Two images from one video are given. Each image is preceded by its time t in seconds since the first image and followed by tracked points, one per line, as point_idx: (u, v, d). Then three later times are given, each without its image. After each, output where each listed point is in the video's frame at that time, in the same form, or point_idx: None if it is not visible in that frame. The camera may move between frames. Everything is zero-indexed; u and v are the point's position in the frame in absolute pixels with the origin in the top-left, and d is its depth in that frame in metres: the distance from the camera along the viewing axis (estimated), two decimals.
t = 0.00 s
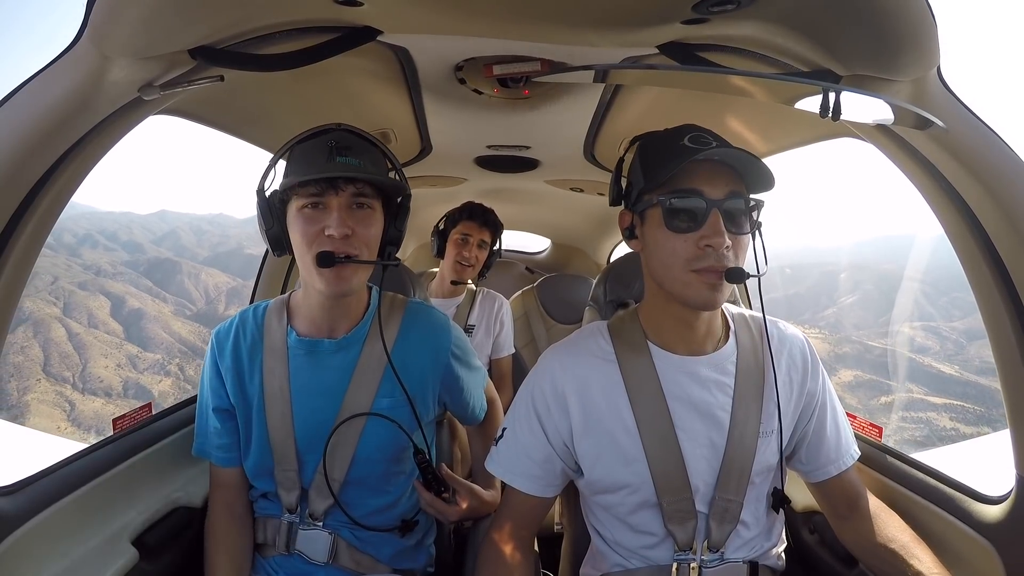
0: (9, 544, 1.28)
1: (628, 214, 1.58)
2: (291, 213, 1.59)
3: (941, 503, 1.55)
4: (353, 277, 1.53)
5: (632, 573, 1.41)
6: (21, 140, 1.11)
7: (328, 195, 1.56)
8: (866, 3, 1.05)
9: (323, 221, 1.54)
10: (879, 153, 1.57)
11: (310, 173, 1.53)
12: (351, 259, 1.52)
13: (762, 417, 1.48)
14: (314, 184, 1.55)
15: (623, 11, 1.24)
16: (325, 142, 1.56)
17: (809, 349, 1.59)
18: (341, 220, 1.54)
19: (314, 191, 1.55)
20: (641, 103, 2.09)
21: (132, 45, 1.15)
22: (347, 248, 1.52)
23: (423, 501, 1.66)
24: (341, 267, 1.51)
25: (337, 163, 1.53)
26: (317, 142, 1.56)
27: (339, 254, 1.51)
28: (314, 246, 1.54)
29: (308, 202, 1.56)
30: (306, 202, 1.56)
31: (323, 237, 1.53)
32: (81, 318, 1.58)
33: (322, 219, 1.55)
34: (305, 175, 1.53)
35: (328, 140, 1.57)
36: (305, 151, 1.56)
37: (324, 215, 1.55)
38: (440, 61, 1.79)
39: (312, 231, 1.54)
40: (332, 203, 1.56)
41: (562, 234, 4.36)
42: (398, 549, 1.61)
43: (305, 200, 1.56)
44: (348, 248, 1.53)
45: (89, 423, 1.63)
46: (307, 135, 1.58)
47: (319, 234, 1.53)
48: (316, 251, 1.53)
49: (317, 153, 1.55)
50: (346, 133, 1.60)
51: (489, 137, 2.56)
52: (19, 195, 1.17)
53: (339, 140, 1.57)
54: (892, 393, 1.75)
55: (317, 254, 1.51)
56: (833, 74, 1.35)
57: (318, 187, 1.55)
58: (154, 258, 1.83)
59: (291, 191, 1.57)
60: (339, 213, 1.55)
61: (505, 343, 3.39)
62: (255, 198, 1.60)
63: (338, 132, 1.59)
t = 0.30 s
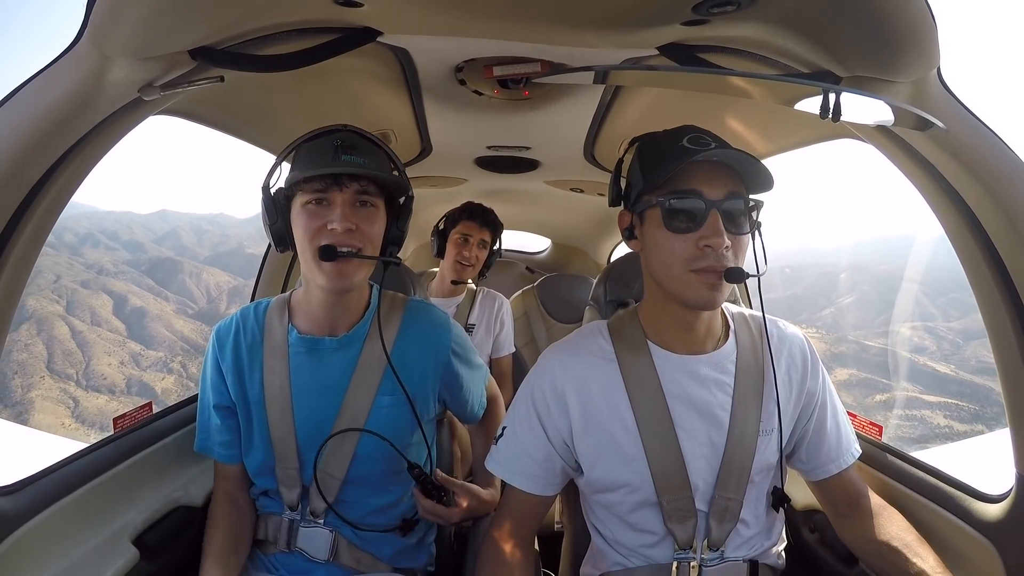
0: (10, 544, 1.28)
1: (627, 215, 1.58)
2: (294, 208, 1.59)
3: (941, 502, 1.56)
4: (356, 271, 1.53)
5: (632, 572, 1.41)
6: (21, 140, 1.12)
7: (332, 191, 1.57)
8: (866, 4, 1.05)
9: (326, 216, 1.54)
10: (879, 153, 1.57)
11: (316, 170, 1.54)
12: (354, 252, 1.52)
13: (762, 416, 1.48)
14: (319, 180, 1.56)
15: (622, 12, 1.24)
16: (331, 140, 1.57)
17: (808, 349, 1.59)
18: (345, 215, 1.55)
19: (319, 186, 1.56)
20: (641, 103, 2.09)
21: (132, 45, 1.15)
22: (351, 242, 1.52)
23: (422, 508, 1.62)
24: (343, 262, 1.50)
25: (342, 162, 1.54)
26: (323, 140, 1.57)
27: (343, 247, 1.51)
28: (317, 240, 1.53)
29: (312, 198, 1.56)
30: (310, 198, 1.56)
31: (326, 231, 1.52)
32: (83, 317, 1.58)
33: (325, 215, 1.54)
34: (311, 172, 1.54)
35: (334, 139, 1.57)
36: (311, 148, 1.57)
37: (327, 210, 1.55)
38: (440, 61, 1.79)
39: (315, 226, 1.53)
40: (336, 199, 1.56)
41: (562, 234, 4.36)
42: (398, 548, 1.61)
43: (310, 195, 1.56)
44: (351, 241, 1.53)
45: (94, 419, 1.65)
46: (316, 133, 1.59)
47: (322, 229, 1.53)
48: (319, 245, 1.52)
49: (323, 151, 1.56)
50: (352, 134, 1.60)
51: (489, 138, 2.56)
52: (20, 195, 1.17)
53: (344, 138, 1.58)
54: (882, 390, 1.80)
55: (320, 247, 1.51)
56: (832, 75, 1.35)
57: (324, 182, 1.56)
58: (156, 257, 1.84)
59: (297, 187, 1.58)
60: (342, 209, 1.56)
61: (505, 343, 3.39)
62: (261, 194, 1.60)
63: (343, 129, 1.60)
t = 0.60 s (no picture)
0: (9, 545, 1.27)
1: (626, 214, 1.58)
2: (297, 215, 1.59)
3: (941, 502, 1.56)
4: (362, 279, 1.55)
5: (632, 573, 1.41)
6: (21, 140, 1.12)
7: (339, 200, 1.57)
8: (866, 4, 1.05)
9: (334, 224, 1.55)
10: (880, 153, 1.57)
11: (321, 177, 1.53)
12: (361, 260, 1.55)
13: (762, 416, 1.47)
14: (324, 189, 1.55)
15: (622, 12, 1.24)
16: (333, 145, 1.56)
17: (808, 348, 1.59)
18: (352, 224, 1.56)
19: (324, 195, 1.56)
20: (642, 102, 2.09)
21: (132, 45, 1.15)
22: (358, 250, 1.55)
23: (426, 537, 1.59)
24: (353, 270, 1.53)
25: (347, 169, 1.54)
26: (325, 144, 1.57)
27: (350, 256, 1.53)
28: (323, 248, 1.54)
29: (317, 206, 1.56)
30: (315, 206, 1.56)
31: (333, 240, 1.54)
32: (86, 316, 1.59)
33: (332, 223, 1.55)
34: (315, 178, 1.53)
35: (335, 144, 1.57)
36: (313, 154, 1.56)
37: (333, 218, 1.56)
38: (440, 61, 1.79)
39: (321, 234, 1.54)
40: (342, 207, 1.57)
41: (563, 233, 4.36)
42: (397, 549, 1.61)
43: (314, 204, 1.56)
44: (358, 250, 1.55)
45: (98, 416, 1.66)
46: (309, 136, 1.59)
47: (328, 237, 1.54)
48: (326, 254, 1.54)
49: (326, 157, 1.55)
50: (346, 134, 1.61)
51: (489, 137, 2.56)
52: (19, 196, 1.17)
53: (345, 143, 1.58)
54: (877, 388, 1.82)
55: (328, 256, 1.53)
56: (833, 75, 1.35)
57: (329, 191, 1.55)
58: (158, 256, 1.84)
59: (298, 194, 1.57)
60: (349, 217, 1.57)
61: (505, 342, 3.39)
62: (252, 195, 1.57)
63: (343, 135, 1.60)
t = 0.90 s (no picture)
0: (9, 544, 1.27)
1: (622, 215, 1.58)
2: (307, 212, 1.58)
3: (941, 503, 1.55)
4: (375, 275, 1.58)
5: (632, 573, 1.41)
6: (21, 140, 1.11)
7: (352, 195, 1.58)
8: (866, 4, 1.05)
9: (347, 220, 1.56)
10: (880, 153, 1.57)
11: (336, 173, 1.55)
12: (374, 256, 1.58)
13: (762, 416, 1.47)
14: (337, 185, 1.56)
15: (622, 11, 1.24)
16: (344, 142, 1.58)
17: (808, 348, 1.59)
18: (366, 220, 1.58)
19: (338, 191, 1.57)
20: (642, 102, 2.09)
21: (132, 44, 1.15)
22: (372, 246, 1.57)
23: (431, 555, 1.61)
24: (369, 264, 1.55)
25: (360, 165, 1.57)
26: (335, 141, 1.58)
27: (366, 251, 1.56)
28: (337, 244, 1.55)
29: (330, 202, 1.57)
30: (327, 202, 1.57)
31: (348, 236, 1.55)
32: (88, 317, 1.59)
33: (345, 219, 1.56)
34: (328, 175, 1.54)
35: (344, 141, 1.58)
36: (324, 150, 1.57)
37: (346, 215, 1.57)
38: (440, 61, 1.79)
39: (336, 230, 1.55)
40: (354, 203, 1.58)
41: (563, 233, 4.36)
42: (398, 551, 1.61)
43: (327, 200, 1.56)
44: (370, 246, 1.59)
45: (101, 416, 1.67)
46: (318, 133, 1.58)
47: (343, 233, 1.55)
48: (340, 250, 1.55)
49: (339, 153, 1.57)
50: (352, 133, 1.62)
51: (489, 137, 2.56)
52: (19, 196, 1.16)
53: (355, 141, 1.60)
54: (873, 385, 1.83)
55: (344, 252, 1.54)
56: (833, 74, 1.35)
57: (342, 187, 1.57)
58: (158, 257, 1.84)
59: (310, 190, 1.57)
60: (362, 213, 1.58)
61: (505, 343, 3.39)
62: (259, 192, 1.55)
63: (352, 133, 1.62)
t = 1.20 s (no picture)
0: (8, 544, 1.27)
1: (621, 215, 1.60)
2: (306, 212, 1.59)
3: (941, 503, 1.55)
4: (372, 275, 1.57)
5: (632, 572, 1.41)
6: (21, 139, 1.11)
7: (351, 196, 1.59)
8: (865, 5, 1.05)
9: (346, 221, 1.56)
10: (879, 153, 1.57)
11: (335, 173, 1.55)
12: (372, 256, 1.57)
13: (763, 416, 1.47)
14: (336, 185, 1.57)
15: (621, 11, 1.24)
16: (344, 143, 1.58)
17: (808, 348, 1.59)
18: (365, 221, 1.58)
19: (337, 191, 1.57)
20: (642, 103, 2.09)
21: (132, 44, 1.15)
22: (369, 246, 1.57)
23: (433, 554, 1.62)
24: (366, 264, 1.55)
25: (359, 166, 1.57)
26: (334, 142, 1.57)
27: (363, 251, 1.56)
28: (335, 244, 1.55)
29: (329, 203, 1.57)
30: (326, 202, 1.57)
31: (346, 236, 1.55)
32: (91, 317, 1.60)
33: (344, 220, 1.57)
34: (327, 175, 1.55)
35: (344, 142, 1.58)
36: (323, 150, 1.57)
37: (345, 215, 1.57)
38: (440, 61, 1.79)
39: (334, 230, 1.55)
40: (353, 204, 1.58)
41: (563, 234, 4.36)
42: (399, 551, 1.61)
43: (326, 200, 1.57)
44: (368, 246, 1.58)
45: (106, 415, 1.68)
46: (317, 134, 1.58)
47: (341, 233, 1.55)
48: (338, 249, 1.55)
49: (339, 154, 1.57)
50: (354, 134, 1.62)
51: (489, 138, 2.56)
52: (20, 196, 1.16)
53: (355, 142, 1.60)
54: (869, 382, 1.85)
55: (341, 252, 1.54)
56: (833, 75, 1.35)
57: (342, 188, 1.57)
58: (160, 259, 1.84)
59: (309, 190, 1.58)
60: (361, 214, 1.59)
61: (505, 343, 3.39)
62: (259, 191, 1.55)
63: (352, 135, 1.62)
